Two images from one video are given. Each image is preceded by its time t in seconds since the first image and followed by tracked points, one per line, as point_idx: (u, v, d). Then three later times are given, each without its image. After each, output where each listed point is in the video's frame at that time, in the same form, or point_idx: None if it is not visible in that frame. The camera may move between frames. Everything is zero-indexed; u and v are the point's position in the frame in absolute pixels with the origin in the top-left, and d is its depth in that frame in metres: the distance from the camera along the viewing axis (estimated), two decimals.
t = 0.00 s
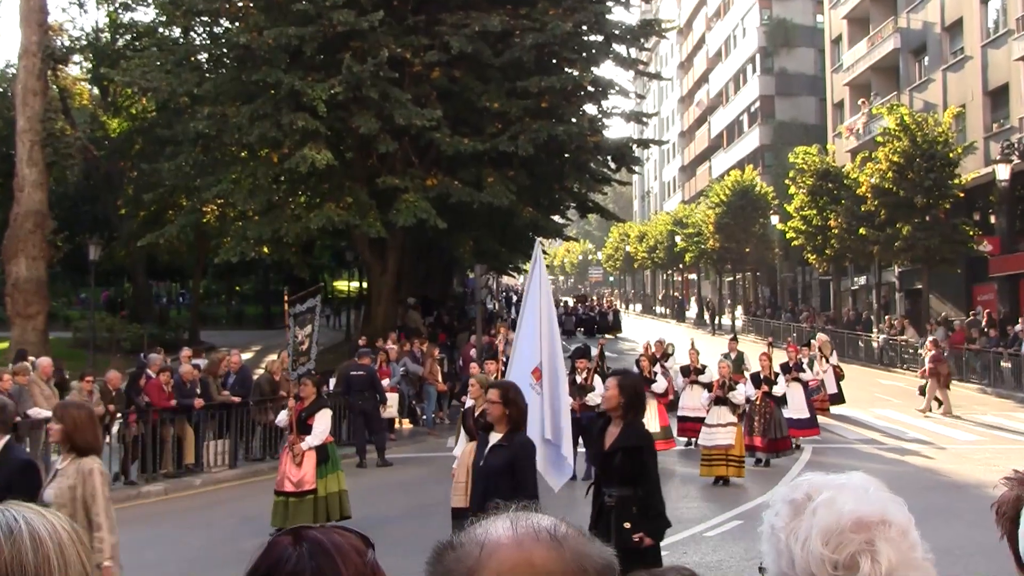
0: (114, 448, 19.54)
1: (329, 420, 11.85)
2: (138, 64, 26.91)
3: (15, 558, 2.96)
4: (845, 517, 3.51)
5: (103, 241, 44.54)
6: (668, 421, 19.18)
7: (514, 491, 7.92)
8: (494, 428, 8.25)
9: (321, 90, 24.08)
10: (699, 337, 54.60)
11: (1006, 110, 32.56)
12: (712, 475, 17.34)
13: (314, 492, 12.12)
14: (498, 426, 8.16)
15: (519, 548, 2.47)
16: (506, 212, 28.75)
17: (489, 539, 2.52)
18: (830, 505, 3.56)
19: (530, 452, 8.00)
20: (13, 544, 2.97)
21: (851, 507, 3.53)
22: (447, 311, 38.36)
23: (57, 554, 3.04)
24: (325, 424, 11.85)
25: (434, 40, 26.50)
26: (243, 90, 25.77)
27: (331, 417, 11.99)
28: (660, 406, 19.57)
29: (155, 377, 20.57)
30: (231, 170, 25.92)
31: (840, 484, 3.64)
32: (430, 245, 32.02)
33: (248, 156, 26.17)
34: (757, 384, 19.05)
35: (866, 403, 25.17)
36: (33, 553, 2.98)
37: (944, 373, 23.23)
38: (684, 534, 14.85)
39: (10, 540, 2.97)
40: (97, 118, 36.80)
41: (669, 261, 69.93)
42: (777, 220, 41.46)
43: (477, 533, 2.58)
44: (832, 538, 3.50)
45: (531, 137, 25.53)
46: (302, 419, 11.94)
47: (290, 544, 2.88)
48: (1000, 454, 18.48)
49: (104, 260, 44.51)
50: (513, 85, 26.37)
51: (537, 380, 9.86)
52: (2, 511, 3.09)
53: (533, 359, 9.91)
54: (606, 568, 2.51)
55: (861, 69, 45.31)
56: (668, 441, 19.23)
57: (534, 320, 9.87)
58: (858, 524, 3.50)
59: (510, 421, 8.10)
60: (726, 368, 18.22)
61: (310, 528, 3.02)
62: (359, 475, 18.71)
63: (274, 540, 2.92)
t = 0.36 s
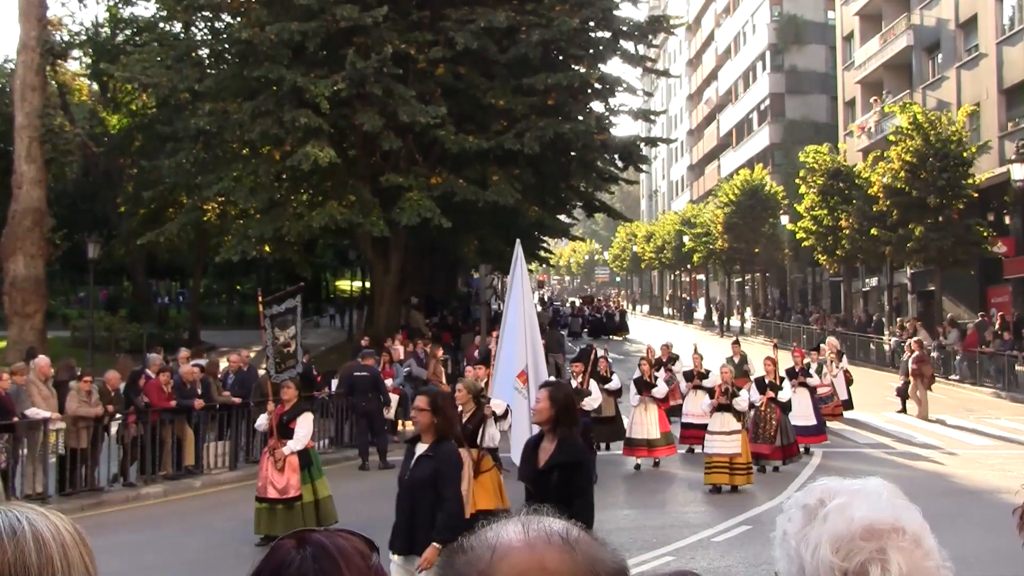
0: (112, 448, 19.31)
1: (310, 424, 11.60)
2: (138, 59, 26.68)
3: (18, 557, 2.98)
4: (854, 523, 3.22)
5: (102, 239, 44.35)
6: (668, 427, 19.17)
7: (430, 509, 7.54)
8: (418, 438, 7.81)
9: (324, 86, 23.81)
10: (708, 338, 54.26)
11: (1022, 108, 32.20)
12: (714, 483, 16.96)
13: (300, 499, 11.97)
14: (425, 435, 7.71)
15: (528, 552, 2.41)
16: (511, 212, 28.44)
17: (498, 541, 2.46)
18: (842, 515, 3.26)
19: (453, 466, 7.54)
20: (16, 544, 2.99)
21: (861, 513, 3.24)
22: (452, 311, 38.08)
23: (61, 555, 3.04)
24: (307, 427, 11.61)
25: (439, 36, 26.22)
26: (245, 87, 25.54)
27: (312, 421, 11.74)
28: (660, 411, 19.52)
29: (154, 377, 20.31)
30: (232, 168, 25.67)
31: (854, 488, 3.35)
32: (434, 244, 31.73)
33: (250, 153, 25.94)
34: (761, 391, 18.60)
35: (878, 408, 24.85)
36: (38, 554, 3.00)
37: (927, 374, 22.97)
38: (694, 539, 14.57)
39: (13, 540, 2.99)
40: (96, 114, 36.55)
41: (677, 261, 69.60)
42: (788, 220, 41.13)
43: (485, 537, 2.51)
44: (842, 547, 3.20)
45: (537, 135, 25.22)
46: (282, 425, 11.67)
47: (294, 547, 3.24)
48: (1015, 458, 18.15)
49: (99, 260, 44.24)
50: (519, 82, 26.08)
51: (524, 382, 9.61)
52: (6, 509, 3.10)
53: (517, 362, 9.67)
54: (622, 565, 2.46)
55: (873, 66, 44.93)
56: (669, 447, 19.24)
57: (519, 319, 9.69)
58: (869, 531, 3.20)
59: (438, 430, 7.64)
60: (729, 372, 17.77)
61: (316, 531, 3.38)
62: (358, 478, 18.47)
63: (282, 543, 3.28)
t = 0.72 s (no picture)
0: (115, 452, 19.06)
1: (300, 428, 11.26)
2: (142, 58, 26.45)
3: (28, 562, 2.97)
4: (879, 532, 2.97)
5: (106, 239, 44.12)
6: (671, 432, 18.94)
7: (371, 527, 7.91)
8: (347, 454, 8.21)
9: (331, 85, 23.53)
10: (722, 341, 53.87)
11: None
12: (716, 489, 16.77)
13: (282, 504, 11.78)
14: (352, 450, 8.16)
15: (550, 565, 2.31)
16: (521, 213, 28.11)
17: (517, 547, 2.37)
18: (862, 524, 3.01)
19: (385, 482, 8.00)
20: (26, 549, 2.98)
21: (884, 522, 2.98)
22: (461, 313, 37.77)
23: (69, 564, 3.01)
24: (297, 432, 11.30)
25: (448, 34, 25.92)
26: (249, 86, 25.28)
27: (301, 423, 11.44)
28: (665, 415, 19.27)
29: (159, 381, 19.97)
30: (237, 168, 25.41)
31: (878, 495, 3.09)
32: (442, 245, 31.42)
33: (255, 153, 25.70)
34: (769, 393, 18.37)
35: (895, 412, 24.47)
36: (46, 560, 2.98)
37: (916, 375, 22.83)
38: (707, 546, 14.27)
39: (21, 545, 2.97)
40: (101, 113, 36.28)
41: (690, 262, 69.19)
42: (802, 221, 40.76)
43: (502, 543, 2.40)
44: (865, 558, 2.97)
45: (546, 134, 24.87)
46: (270, 428, 11.37)
47: (302, 553, 3.38)
48: None
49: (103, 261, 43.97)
50: (528, 81, 25.76)
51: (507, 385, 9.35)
52: (13, 516, 3.09)
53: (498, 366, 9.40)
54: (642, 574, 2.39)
55: (890, 64, 44.49)
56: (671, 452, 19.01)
57: (505, 319, 9.44)
58: (893, 541, 2.95)
59: (369, 444, 8.08)
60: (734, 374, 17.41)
61: (323, 539, 3.52)
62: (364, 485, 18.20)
63: (287, 548, 3.42)
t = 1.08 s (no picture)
0: (122, 456, 18.75)
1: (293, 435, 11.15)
2: (148, 55, 26.19)
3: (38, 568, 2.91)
4: (911, 541, 2.95)
5: (112, 239, 43.86)
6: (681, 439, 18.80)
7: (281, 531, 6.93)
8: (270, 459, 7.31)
9: (340, 83, 23.25)
10: (736, 343, 53.38)
11: None
12: (723, 498, 16.55)
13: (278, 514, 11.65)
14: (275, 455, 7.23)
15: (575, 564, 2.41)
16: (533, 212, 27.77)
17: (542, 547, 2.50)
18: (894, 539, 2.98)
19: (308, 487, 6.99)
20: (37, 557, 2.92)
21: (918, 531, 2.97)
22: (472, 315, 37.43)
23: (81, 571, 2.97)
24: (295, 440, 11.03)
25: (459, 31, 25.61)
26: (258, 84, 25.01)
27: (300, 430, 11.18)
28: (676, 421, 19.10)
29: (165, 383, 19.67)
30: (245, 167, 25.10)
31: (908, 503, 3.09)
32: (454, 246, 31.09)
33: (263, 153, 25.42)
34: (782, 399, 18.11)
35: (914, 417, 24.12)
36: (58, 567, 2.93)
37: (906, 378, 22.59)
38: (723, 552, 14.00)
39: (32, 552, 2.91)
40: (108, 112, 36.00)
41: (705, 263, 68.71)
42: (819, 222, 40.37)
43: (524, 547, 2.50)
44: (898, 564, 2.96)
45: (559, 133, 24.53)
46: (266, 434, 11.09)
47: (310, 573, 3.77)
48: None
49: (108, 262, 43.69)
50: (541, 79, 25.44)
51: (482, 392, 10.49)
52: (21, 521, 3.02)
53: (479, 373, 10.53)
54: None
55: (910, 61, 44.05)
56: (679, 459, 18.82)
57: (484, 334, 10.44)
58: (927, 549, 2.93)
59: (291, 449, 7.14)
60: (745, 381, 17.19)
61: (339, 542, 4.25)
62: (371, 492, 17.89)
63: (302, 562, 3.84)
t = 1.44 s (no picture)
0: (131, 457, 18.51)
1: (291, 434, 10.51)
2: (159, 52, 26.01)
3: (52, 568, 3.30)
4: (942, 542, 2.94)
5: (122, 237, 43.70)
6: (693, 443, 18.53)
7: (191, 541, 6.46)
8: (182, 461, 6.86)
9: (354, 79, 23.02)
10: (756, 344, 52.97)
11: None
12: (738, 504, 16.24)
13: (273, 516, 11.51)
14: (187, 456, 6.80)
15: (598, 569, 2.70)
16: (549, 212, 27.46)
17: (569, 555, 2.76)
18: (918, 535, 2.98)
19: (220, 486, 6.54)
20: (50, 556, 3.31)
21: (947, 532, 2.95)
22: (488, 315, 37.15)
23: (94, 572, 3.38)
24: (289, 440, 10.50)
25: (474, 27, 25.33)
26: (270, 80, 24.81)
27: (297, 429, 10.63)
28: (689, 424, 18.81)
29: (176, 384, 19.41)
30: (257, 165, 24.88)
31: (932, 507, 3.08)
32: (470, 245, 30.80)
33: (275, 151, 25.18)
34: (800, 403, 17.82)
35: (937, 420, 23.76)
36: (70, 567, 3.32)
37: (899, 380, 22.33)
38: (739, 557, 13.73)
39: (46, 552, 3.29)
40: (118, 109, 35.83)
41: (724, 263, 68.31)
42: (841, 221, 39.97)
43: (551, 550, 2.80)
44: (927, 567, 2.95)
45: (575, 131, 24.21)
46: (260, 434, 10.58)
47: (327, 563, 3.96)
48: None
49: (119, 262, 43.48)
50: (557, 75, 25.16)
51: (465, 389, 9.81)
52: (35, 522, 3.40)
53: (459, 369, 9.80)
54: None
55: (935, 57, 43.61)
56: (694, 463, 18.55)
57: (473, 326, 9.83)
58: (957, 551, 2.92)
59: (205, 449, 6.75)
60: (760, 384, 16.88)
61: (353, 546, 4.09)
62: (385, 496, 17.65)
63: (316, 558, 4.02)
